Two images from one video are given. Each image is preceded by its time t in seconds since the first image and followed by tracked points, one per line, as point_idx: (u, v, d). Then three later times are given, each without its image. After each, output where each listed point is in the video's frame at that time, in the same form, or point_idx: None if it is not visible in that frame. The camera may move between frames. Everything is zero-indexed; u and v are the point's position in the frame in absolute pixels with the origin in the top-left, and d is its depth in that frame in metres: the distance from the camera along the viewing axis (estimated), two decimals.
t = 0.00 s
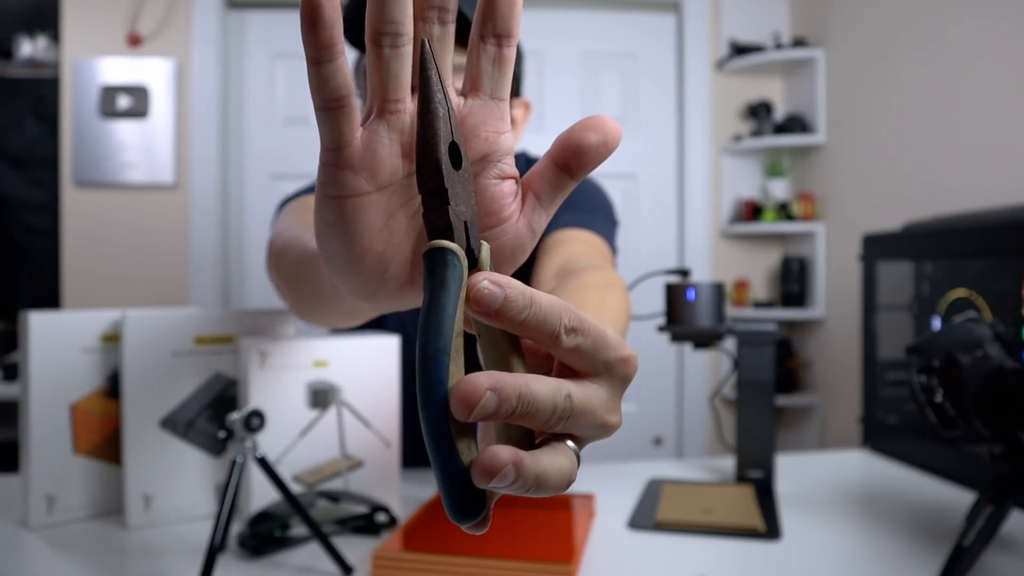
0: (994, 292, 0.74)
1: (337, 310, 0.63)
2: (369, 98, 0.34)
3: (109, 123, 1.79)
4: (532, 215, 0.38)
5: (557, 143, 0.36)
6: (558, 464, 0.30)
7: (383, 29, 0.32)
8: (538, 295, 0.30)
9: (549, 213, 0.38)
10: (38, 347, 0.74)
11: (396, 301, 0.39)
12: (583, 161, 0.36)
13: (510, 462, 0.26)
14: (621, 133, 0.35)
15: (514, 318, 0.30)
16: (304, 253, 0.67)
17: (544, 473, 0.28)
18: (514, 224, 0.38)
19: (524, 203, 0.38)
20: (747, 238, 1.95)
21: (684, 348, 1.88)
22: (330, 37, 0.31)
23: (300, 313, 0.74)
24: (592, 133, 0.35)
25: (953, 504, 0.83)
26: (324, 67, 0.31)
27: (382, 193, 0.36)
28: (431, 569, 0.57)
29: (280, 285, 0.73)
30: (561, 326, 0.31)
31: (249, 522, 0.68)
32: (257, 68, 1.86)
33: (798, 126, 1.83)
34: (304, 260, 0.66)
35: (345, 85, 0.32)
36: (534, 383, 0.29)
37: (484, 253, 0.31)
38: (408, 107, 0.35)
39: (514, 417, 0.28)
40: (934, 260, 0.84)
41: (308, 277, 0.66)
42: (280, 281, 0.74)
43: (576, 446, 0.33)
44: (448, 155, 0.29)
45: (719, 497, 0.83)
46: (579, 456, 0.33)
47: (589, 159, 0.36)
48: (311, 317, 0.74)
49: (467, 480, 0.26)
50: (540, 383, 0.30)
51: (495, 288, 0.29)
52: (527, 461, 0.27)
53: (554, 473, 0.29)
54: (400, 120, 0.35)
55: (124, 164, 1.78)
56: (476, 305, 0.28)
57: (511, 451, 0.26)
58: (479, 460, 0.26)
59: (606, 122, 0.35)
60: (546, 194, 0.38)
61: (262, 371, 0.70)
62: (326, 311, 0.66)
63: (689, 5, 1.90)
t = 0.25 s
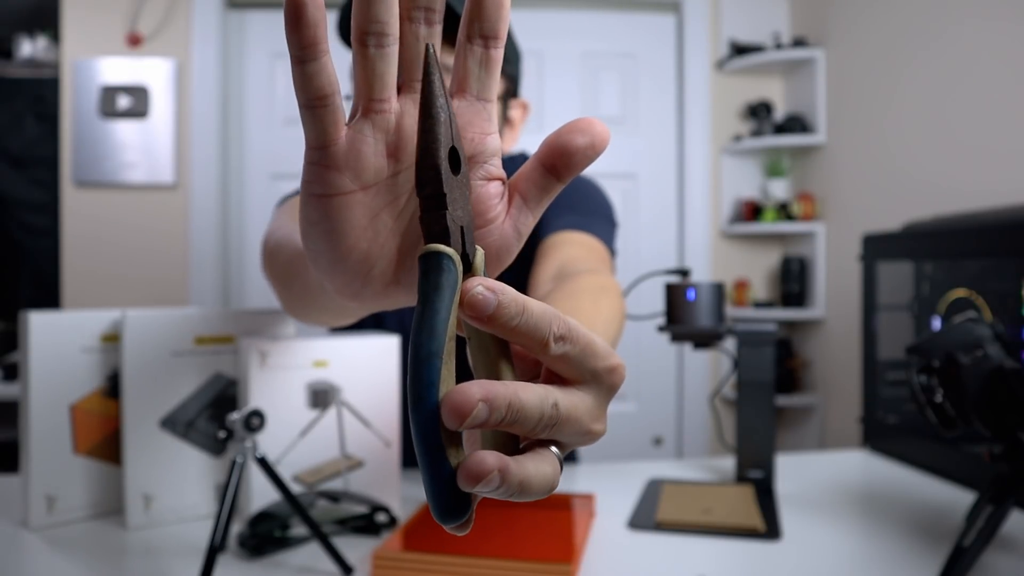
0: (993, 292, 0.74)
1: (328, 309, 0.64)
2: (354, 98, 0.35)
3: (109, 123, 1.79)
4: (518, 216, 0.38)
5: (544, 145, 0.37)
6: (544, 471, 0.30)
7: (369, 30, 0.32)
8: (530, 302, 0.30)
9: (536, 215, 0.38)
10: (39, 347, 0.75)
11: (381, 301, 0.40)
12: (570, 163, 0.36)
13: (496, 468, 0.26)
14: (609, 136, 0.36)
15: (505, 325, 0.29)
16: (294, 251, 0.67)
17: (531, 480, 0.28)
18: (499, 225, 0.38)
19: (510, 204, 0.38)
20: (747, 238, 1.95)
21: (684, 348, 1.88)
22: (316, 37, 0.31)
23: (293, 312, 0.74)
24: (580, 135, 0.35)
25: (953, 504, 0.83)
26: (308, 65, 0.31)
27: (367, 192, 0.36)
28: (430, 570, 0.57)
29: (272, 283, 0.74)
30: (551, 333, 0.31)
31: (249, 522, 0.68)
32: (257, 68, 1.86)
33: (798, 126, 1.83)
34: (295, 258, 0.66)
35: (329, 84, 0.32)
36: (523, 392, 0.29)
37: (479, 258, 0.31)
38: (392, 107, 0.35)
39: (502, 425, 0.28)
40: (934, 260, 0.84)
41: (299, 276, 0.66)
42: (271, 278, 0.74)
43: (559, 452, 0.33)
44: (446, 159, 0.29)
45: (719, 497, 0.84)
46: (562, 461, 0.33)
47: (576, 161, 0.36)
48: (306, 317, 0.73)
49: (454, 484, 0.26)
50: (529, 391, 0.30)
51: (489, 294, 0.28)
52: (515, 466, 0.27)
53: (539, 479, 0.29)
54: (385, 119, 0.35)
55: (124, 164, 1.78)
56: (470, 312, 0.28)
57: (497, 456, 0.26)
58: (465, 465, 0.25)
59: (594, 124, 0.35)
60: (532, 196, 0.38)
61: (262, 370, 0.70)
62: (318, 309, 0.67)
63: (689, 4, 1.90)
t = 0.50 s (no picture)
0: (994, 292, 0.74)
1: (329, 304, 0.64)
2: (353, 88, 0.35)
3: (109, 123, 1.79)
4: (517, 208, 0.38)
5: (543, 136, 0.37)
6: (545, 470, 0.30)
7: (368, 20, 0.32)
8: (541, 299, 0.30)
9: (535, 206, 0.38)
10: (39, 347, 0.75)
11: (380, 292, 0.41)
12: (568, 153, 0.36)
13: (496, 464, 0.26)
14: (607, 126, 0.36)
15: (515, 322, 0.29)
16: (294, 247, 0.67)
17: (530, 478, 0.28)
18: (499, 216, 0.38)
19: (509, 195, 0.38)
20: (747, 238, 1.95)
21: (684, 348, 1.88)
22: (316, 27, 0.31)
23: (292, 310, 0.74)
24: (577, 127, 0.35)
25: (953, 504, 0.83)
26: (308, 56, 0.31)
27: (366, 183, 0.36)
28: (431, 570, 0.57)
29: (270, 279, 0.74)
30: (560, 331, 0.31)
31: (249, 522, 0.68)
32: (257, 68, 1.85)
33: (798, 126, 1.83)
34: (295, 254, 0.66)
35: (328, 75, 0.32)
36: (527, 393, 0.29)
37: (492, 255, 0.31)
38: (392, 98, 0.35)
39: (506, 425, 0.28)
40: (935, 260, 0.84)
41: (299, 272, 0.66)
42: (269, 274, 0.74)
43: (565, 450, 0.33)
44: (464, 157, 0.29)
45: (719, 497, 0.83)
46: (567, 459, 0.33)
47: (574, 152, 0.36)
48: (304, 314, 0.73)
49: (453, 479, 0.26)
50: (534, 391, 0.30)
51: (500, 291, 0.28)
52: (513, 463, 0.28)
53: (540, 477, 0.29)
54: (385, 110, 0.35)
55: (124, 164, 1.78)
56: (480, 307, 0.28)
57: (497, 454, 0.26)
58: (464, 462, 0.26)
59: (592, 115, 0.35)
60: (532, 187, 0.38)
61: (261, 371, 0.70)
62: (319, 305, 0.67)
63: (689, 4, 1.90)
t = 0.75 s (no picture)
0: (994, 292, 0.74)
1: (332, 301, 0.64)
2: (360, 86, 0.35)
3: (109, 123, 1.79)
4: (518, 205, 0.38)
5: (545, 136, 0.37)
6: (533, 465, 0.30)
7: (375, 20, 0.33)
8: (541, 296, 0.30)
9: (537, 203, 0.39)
10: (39, 347, 0.75)
11: (384, 290, 0.40)
12: (569, 153, 0.37)
13: (474, 452, 0.27)
14: (608, 127, 0.36)
15: (516, 317, 0.29)
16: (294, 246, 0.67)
17: (515, 471, 0.29)
18: (501, 214, 0.38)
19: (511, 192, 0.38)
20: (747, 239, 1.95)
21: (684, 348, 1.88)
22: (323, 25, 0.31)
23: (293, 310, 0.74)
24: (578, 127, 0.36)
25: (953, 504, 0.83)
26: (315, 53, 0.31)
27: (372, 179, 0.36)
28: (430, 569, 0.57)
29: (270, 278, 0.73)
30: (561, 328, 0.31)
31: (250, 521, 0.68)
32: (257, 68, 1.85)
33: (798, 126, 1.83)
34: (295, 253, 0.66)
35: (336, 73, 0.32)
36: (517, 390, 0.29)
37: (497, 251, 0.31)
38: (397, 96, 0.35)
39: (494, 421, 0.28)
40: (935, 260, 0.84)
41: (300, 270, 0.66)
42: (269, 273, 0.74)
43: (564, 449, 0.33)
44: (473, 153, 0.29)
45: (718, 497, 0.84)
46: (565, 457, 0.33)
47: (575, 152, 0.37)
48: (305, 314, 0.74)
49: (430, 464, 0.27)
50: (524, 390, 0.29)
51: (496, 286, 0.29)
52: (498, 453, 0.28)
53: (526, 470, 0.29)
54: (390, 108, 0.35)
55: (123, 164, 1.78)
56: (477, 303, 0.29)
57: (477, 442, 0.27)
58: (443, 447, 0.26)
59: (593, 116, 0.36)
60: (534, 185, 0.38)
61: (261, 371, 0.70)
62: (321, 303, 0.67)
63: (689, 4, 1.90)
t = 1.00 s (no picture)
0: (994, 292, 0.74)
1: (329, 299, 0.64)
2: (356, 85, 0.35)
3: (109, 123, 1.79)
4: (514, 205, 0.38)
5: (541, 136, 0.37)
6: (517, 470, 0.30)
7: (371, 19, 0.33)
8: (530, 302, 0.30)
9: (533, 203, 0.38)
10: (39, 347, 0.75)
11: (378, 289, 0.41)
12: (565, 153, 0.37)
13: (454, 453, 0.27)
14: (604, 126, 0.36)
15: (505, 325, 0.29)
16: (291, 245, 0.66)
17: (497, 473, 0.29)
18: (496, 214, 0.38)
19: (507, 192, 0.38)
20: (747, 238, 1.95)
21: (684, 348, 1.88)
22: (320, 24, 0.31)
23: (291, 310, 0.74)
24: (575, 126, 0.36)
25: (953, 504, 0.83)
26: (312, 53, 0.31)
27: (368, 179, 0.36)
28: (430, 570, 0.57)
29: (267, 278, 0.73)
30: (551, 335, 0.31)
31: (250, 521, 0.68)
32: (257, 68, 1.85)
33: (798, 126, 1.83)
34: (292, 252, 0.66)
35: (332, 72, 0.32)
36: (499, 400, 0.29)
37: (489, 260, 0.31)
38: (393, 96, 0.35)
39: (476, 430, 0.28)
40: (935, 260, 0.84)
41: (297, 268, 0.66)
42: (266, 273, 0.73)
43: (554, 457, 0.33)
44: (465, 162, 0.29)
45: (718, 497, 0.83)
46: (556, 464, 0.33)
47: (571, 151, 0.37)
48: (303, 313, 0.74)
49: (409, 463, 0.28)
50: (509, 401, 0.29)
51: (482, 294, 0.29)
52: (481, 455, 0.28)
53: (511, 474, 0.29)
54: (386, 107, 0.35)
55: (123, 164, 1.78)
56: (464, 311, 0.28)
57: (456, 442, 0.27)
58: (423, 449, 0.27)
59: (589, 116, 0.36)
60: (529, 184, 0.38)
61: (262, 371, 0.70)
62: (318, 301, 0.67)
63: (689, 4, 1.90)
